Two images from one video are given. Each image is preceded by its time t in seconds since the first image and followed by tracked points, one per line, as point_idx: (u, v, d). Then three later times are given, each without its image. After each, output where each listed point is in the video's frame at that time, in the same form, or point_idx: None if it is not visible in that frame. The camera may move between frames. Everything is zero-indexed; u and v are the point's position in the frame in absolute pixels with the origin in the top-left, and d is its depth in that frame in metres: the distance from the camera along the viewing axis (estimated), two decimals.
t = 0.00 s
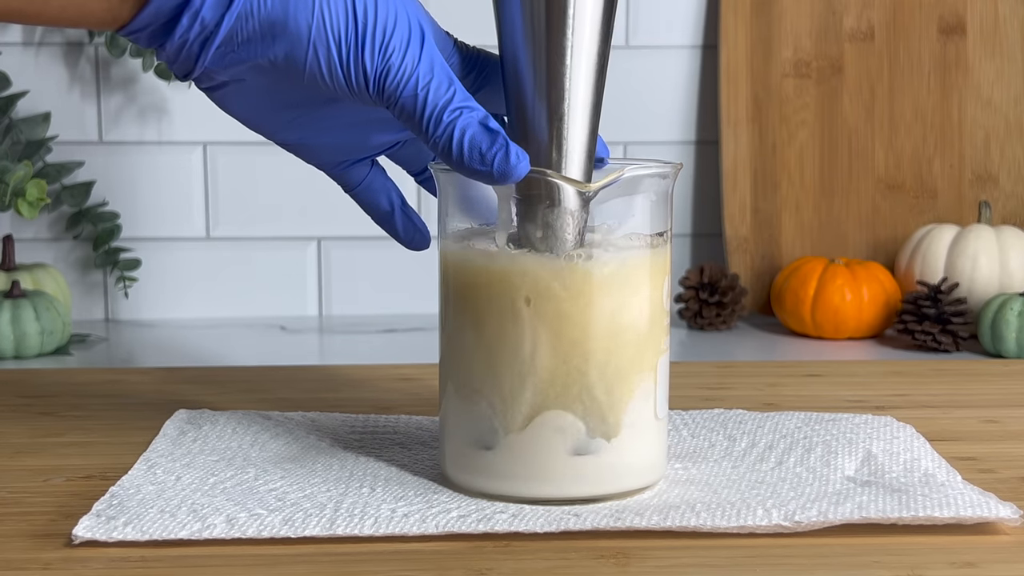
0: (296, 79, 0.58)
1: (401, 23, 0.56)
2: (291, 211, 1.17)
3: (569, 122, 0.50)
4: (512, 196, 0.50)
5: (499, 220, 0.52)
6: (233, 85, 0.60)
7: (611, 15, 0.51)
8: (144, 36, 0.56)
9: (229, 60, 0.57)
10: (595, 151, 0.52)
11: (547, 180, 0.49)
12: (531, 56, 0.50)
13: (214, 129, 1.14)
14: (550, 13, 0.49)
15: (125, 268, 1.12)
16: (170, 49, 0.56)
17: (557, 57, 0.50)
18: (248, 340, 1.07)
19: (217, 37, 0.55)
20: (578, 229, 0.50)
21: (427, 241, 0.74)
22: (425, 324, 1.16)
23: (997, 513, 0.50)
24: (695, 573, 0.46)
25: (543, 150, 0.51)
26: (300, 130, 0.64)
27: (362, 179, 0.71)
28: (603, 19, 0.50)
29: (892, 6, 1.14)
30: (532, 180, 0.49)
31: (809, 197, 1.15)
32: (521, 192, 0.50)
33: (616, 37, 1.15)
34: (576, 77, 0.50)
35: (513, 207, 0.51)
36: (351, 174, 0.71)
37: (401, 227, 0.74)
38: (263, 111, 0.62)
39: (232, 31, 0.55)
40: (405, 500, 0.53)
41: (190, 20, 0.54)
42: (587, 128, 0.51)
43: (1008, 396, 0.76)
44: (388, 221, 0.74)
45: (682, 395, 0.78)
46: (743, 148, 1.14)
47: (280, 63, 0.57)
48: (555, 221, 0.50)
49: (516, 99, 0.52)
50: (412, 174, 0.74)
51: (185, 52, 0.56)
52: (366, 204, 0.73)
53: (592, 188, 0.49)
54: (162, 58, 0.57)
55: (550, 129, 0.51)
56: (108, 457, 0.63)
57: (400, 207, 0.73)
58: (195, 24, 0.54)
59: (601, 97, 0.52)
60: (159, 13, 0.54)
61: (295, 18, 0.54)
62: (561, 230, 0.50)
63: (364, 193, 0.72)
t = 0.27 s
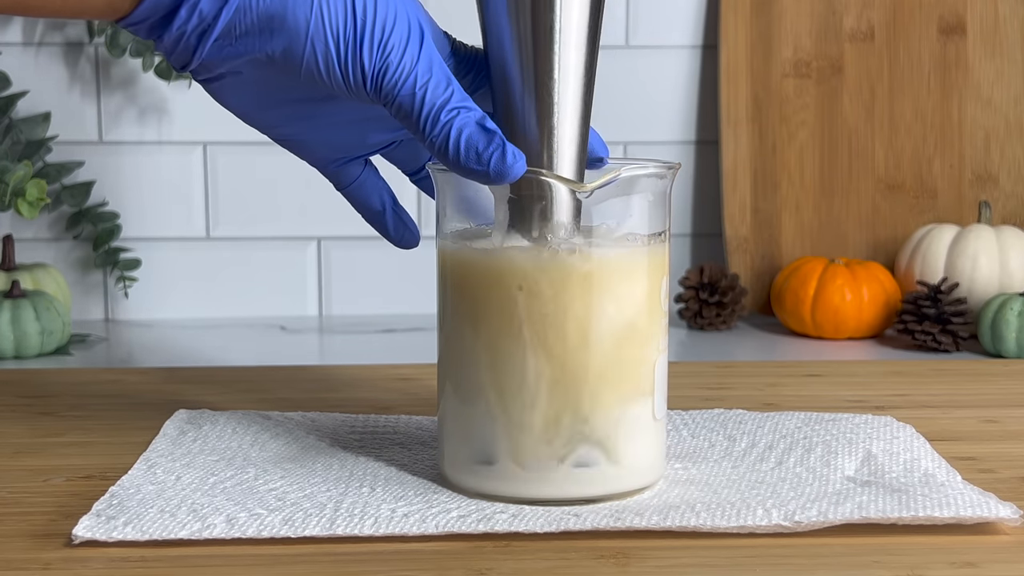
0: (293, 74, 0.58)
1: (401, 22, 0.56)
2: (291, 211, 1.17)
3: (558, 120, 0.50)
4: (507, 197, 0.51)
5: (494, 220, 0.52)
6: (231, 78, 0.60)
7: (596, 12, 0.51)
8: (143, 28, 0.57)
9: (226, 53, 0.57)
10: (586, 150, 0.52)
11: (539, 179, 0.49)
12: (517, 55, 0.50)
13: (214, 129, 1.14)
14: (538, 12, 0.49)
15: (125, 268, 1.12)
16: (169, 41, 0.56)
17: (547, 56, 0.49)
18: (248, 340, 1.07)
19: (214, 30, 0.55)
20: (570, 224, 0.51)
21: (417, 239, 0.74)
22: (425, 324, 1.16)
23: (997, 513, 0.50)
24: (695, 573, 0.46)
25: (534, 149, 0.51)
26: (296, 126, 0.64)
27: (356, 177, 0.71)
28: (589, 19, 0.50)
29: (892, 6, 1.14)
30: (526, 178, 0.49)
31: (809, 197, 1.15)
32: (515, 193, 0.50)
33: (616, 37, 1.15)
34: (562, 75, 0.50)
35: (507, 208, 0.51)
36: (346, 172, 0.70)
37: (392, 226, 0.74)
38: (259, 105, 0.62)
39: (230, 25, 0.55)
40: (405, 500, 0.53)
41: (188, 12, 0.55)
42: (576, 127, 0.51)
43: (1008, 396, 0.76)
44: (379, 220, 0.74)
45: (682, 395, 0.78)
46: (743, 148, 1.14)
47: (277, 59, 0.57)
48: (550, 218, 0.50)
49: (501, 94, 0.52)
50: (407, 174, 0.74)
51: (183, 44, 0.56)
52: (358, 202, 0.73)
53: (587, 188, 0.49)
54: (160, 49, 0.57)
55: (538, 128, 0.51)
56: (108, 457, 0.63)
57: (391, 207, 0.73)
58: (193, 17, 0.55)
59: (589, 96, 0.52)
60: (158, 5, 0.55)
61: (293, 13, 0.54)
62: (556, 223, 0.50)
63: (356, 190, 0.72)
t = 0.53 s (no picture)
0: (292, 72, 0.58)
1: (401, 21, 0.56)
2: (291, 211, 1.17)
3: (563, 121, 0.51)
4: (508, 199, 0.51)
5: (494, 221, 0.51)
6: (230, 75, 0.60)
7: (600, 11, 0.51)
8: (143, 25, 0.57)
9: (226, 51, 0.57)
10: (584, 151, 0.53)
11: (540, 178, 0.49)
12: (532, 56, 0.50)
13: (214, 129, 1.14)
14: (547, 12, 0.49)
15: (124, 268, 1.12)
16: (169, 38, 0.56)
17: (553, 55, 0.50)
18: (248, 340, 1.07)
19: (214, 27, 0.55)
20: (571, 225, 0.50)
21: (414, 237, 0.75)
22: (425, 324, 1.16)
23: (997, 513, 0.50)
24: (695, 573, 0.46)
25: (538, 149, 0.51)
26: (295, 124, 0.64)
27: (355, 175, 0.71)
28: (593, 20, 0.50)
29: (892, 6, 1.14)
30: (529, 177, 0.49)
31: (809, 198, 1.15)
32: (517, 193, 0.50)
33: (616, 37, 1.15)
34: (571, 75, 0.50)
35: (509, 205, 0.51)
36: (345, 170, 0.70)
37: (390, 224, 0.74)
38: (258, 103, 0.62)
39: (230, 22, 0.55)
40: (405, 500, 0.53)
41: (188, 9, 0.55)
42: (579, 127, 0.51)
43: (1008, 396, 0.76)
44: (378, 218, 0.73)
45: (683, 395, 0.78)
46: (743, 149, 1.14)
47: (277, 57, 0.57)
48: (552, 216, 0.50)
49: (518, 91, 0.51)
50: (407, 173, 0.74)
51: (183, 41, 0.56)
52: (357, 199, 0.72)
53: (586, 188, 0.48)
54: (160, 46, 0.58)
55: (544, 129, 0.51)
56: (108, 457, 0.63)
57: (390, 205, 0.73)
58: (194, 13, 0.55)
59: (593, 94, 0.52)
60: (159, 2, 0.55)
61: (294, 11, 0.54)
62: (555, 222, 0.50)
63: (356, 188, 0.72)
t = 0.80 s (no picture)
0: (292, 71, 0.58)
1: (401, 21, 0.56)
2: (291, 211, 1.16)
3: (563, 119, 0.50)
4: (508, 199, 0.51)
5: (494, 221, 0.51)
6: (229, 75, 0.60)
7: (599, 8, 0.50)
8: (143, 25, 0.57)
9: (226, 50, 0.57)
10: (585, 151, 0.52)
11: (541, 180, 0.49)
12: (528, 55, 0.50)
13: (213, 129, 1.14)
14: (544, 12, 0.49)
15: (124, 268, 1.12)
16: (169, 37, 0.57)
17: (551, 54, 0.49)
18: (248, 340, 1.07)
19: (214, 27, 0.55)
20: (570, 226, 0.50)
21: (414, 237, 0.75)
22: (425, 324, 1.16)
23: (997, 514, 0.50)
24: (695, 573, 0.46)
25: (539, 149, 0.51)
26: (294, 125, 0.64)
27: (354, 177, 0.71)
28: (593, 18, 0.50)
29: (892, 6, 1.14)
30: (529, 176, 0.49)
31: (809, 198, 1.15)
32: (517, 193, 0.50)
33: (616, 37, 1.15)
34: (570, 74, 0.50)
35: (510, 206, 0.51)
36: (345, 171, 0.70)
37: (390, 225, 0.74)
38: (258, 103, 0.62)
39: (229, 22, 0.55)
40: (405, 500, 0.53)
41: (188, 9, 0.55)
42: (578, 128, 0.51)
43: (1008, 396, 0.76)
44: (378, 219, 0.73)
45: (682, 395, 0.78)
46: (743, 149, 1.14)
47: (276, 56, 0.57)
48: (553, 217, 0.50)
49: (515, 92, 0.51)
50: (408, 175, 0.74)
51: (183, 40, 0.56)
52: (357, 200, 0.72)
53: (584, 187, 0.48)
54: (160, 46, 0.58)
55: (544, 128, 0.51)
56: (107, 457, 0.63)
57: (390, 205, 0.73)
58: (194, 13, 0.55)
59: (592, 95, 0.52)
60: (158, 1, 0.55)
61: (293, 11, 0.54)
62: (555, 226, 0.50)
63: (355, 189, 0.72)
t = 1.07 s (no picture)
0: (289, 70, 0.58)
1: (398, 21, 0.56)
2: (291, 211, 1.16)
3: (562, 118, 0.50)
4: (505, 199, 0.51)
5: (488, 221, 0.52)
6: (226, 74, 0.60)
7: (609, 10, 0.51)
8: (140, 24, 0.57)
9: (223, 50, 0.57)
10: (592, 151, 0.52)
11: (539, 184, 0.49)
12: (521, 53, 0.50)
13: (213, 129, 1.14)
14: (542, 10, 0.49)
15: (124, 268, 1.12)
16: (165, 36, 0.56)
17: (549, 55, 0.49)
18: (249, 340, 1.07)
19: (210, 26, 0.55)
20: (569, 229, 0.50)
21: (410, 236, 0.75)
22: (425, 324, 1.16)
23: (997, 513, 0.50)
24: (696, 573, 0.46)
25: (537, 149, 0.51)
26: (292, 125, 0.64)
27: (351, 179, 0.71)
28: (598, 18, 0.50)
29: (892, 6, 1.14)
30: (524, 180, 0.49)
31: (809, 198, 1.15)
32: (511, 193, 0.50)
33: (616, 37, 1.15)
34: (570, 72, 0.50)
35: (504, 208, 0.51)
36: (341, 173, 0.70)
37: (386, 224, 0.74)
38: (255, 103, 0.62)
39: (226, 21, 0.55)
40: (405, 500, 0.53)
41: (185, 7, 0.55)
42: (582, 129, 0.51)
43: (1008, 396, 0.76)
44: (373, 219, 0.74)
45: (682, 395, 0.78)
46: (743, 149, 1.14)
47: (273, 55, 0.57)
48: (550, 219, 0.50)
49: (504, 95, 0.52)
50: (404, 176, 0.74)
51: (180, 39, 0.56)
52: (354, 201, 0.73)
53: (582, 188, 0.49)
54: (157, 45, 0.58)
55: (543, 127, 0.51)
56: (107, 457, 0.63)
57: (386, 206, 0.73)
58: (190, 12, 0.55)
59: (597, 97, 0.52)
60: None
61: (290, 10, 0.54)
62: (556, 231, 0.50)
63: (352, 191, 0.72)
